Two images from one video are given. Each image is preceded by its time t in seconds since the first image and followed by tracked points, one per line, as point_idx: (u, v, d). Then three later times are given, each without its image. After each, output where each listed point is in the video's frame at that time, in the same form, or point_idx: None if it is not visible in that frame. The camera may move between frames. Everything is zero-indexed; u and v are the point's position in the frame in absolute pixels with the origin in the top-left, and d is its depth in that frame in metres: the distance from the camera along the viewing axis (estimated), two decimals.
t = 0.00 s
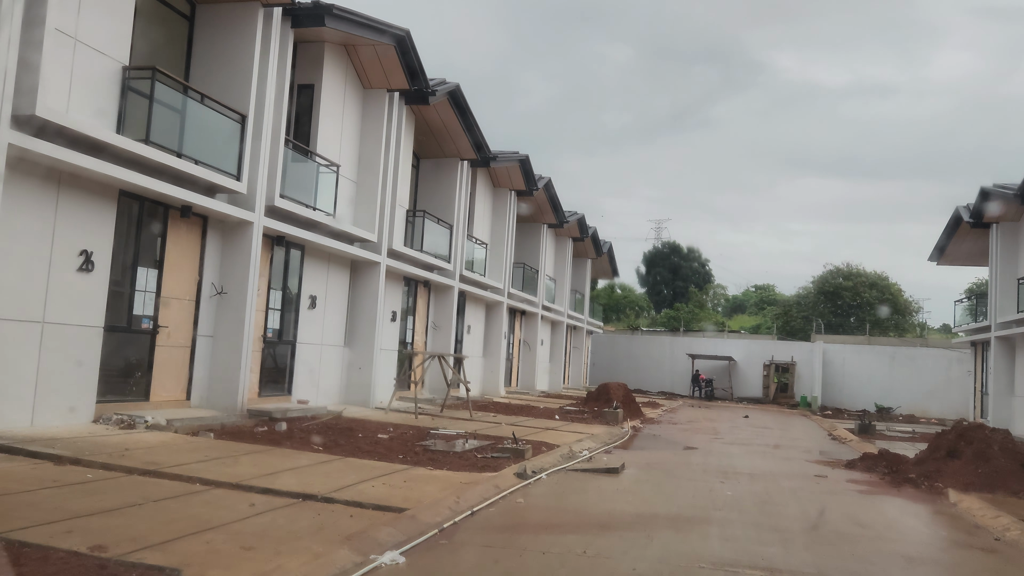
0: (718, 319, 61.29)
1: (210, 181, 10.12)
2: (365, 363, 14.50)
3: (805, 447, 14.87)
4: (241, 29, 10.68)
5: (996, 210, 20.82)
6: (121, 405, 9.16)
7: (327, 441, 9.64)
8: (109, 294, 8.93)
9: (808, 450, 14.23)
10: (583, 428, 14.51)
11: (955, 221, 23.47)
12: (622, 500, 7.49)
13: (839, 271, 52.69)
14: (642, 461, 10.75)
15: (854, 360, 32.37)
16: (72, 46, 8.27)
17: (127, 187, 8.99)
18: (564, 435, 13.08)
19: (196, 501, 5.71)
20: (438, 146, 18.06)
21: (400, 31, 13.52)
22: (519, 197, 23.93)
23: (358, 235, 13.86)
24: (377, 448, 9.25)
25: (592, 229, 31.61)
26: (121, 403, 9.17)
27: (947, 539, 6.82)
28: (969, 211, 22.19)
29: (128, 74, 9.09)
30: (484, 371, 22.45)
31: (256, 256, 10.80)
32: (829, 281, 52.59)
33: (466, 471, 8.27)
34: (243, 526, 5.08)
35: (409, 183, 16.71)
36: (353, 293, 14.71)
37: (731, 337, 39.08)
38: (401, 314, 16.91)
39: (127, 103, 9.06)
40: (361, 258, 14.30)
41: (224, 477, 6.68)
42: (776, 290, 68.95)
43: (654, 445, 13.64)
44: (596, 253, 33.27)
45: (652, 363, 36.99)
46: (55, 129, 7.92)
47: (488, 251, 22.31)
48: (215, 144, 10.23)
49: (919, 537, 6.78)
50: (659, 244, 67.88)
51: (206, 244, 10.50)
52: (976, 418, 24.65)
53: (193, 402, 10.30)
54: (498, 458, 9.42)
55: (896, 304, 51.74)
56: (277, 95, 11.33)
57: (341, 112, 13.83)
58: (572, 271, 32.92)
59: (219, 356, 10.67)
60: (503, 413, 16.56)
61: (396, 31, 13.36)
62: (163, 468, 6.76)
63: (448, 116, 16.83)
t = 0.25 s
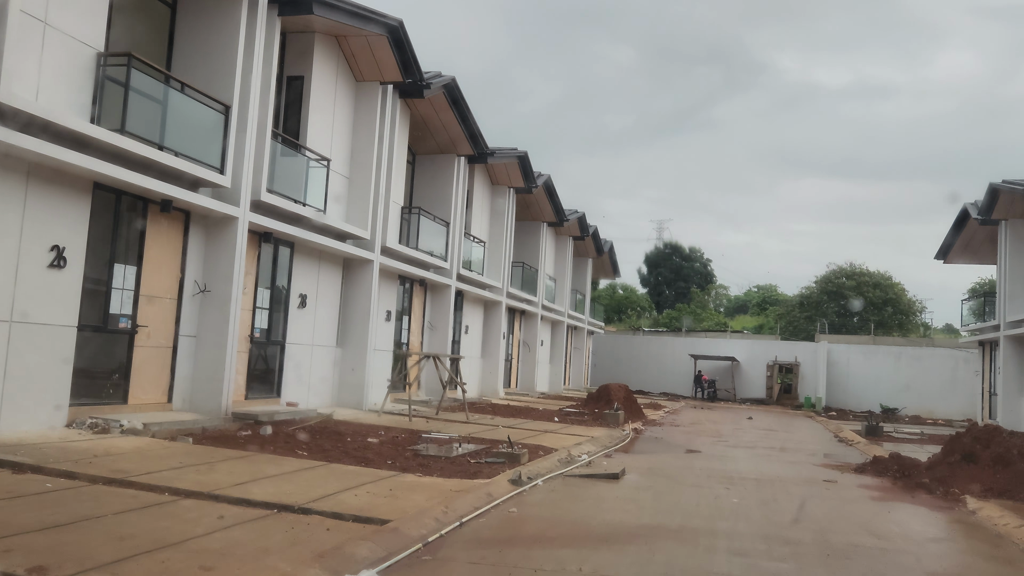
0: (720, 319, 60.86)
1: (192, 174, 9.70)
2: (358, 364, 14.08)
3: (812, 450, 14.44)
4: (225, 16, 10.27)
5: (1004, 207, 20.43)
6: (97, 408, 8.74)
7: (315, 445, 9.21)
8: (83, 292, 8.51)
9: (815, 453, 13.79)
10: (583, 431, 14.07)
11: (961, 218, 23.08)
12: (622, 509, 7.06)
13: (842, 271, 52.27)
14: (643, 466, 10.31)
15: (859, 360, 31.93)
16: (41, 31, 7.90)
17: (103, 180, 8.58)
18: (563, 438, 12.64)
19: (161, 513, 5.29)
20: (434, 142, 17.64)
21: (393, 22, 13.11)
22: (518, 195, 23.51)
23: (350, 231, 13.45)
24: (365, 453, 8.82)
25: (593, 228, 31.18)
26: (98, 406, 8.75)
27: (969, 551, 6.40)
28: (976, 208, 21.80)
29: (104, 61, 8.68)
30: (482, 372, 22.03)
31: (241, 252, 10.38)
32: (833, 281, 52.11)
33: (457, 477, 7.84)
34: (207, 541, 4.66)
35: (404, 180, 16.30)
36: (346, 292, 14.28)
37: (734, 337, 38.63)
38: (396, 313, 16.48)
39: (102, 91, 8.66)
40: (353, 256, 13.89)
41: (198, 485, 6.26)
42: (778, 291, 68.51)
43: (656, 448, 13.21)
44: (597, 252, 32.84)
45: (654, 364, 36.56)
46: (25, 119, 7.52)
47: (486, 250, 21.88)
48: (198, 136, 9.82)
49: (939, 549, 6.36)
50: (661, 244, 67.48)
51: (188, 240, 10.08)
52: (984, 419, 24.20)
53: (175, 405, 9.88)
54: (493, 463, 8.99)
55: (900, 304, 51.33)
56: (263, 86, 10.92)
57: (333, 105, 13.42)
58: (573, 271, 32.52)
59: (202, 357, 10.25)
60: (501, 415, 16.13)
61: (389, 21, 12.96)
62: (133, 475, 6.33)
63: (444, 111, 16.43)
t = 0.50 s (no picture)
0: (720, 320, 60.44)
1: (170, 167, 9.27)
2: (349, 365, 13.64)
3: (817, 453, 14.00)
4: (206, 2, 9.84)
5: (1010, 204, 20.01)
6: (68, 412, 8.30)
7: (298, 450, 8.76)
8: (52, 291, 8.08)
9: (820, 457, 13.34)
10: (581, 435, 13.62)
11: (967, 217, 22.66)
12: (620, 520, 6.62)
13: (842, 270, 51.87)
14: (643, 471, 9.87)
15: (862, 361, 31.49)
16: (4, 13, 7.47)
17: (72, 172, 8.15)
18: (560, 442, 12.20)
19: (119, 529, 4.85)
20: (428, 138, 17.21)
21: (383, 12, 12.69)
22: (515, 193, 23.07)
23: (340, 228, 13.01)
24: (350, 459, 8.37)
25: (592, 227, 30.74)
26: (69, 410, 8.32)
27: (993, 565, 5.96)
28: (982, 206, 21.38)
29: (74, 47, 8.25)
30: (478, 373, 21.60)
31: (223, 249, 9.94)
32: (834, 281, 51.67)
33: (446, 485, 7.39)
34: (162, 562, 4.22)
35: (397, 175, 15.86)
36: (336, 292, 13.84)
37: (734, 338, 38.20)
38: (389, 313, 16.05)
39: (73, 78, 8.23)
40: (343, 253, 13.45)
41: (164, 496, 5.82)
42: (779, 291, 68.10)
43: (657, 453, 12.76)
44: (596, 252, 32.42)
45: (654, 365, 36.13)
46: None
47: (482, 249, 21.45)
48: (176, 127, 9.38)
49: (961, 563, 5.93)
50: (661, 245, 67.06)
51: (167, 235, 9.65)
52: (990, 420, 23.77)
53: (153, 409, 9.44)
54: (485, 469, 8.55)
55: (901, 304, 50.92)
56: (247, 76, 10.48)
57: (322, 98, 12.99)
58: (572, 270, 32.10)
59: (182, 358, 9.81)
60: (497, 418, 15.69)
61: (379, 11, 12.54)
62: (95, 486, 5.89)
63: (438, 105, 15.99)
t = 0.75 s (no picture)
0: (718, 321, 60.06)
1: (144, 159, 8.83)
2: (337, 367, 13.21)
3: (821, 457, 13.58)
4: None
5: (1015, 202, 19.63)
6: (35, 416, 7.87)
7: (278, 455, 8.33)
8: (17, 288, 7.64)
9: (824, 461, 12.92)
10: (577, 438, 13.18)
11: (970, 215, 22.27)
12: (617, 532, 6.19)
13: (841, 271, 51.51)
14: (642, 477, 9.44)
15: (863, 361, 31.09)
16: None
17: (38, 163, 7.71)
18: (555, 445, 11.75)
19: (66, 546, 4.41)
20: (420, 133, 16.78)
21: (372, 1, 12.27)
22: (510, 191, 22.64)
23: (327, 225, 12.58)
24: (332, 466, 7.93)
25: (589, 226, 30.32)
26: (36, 415, 7.88)
27: None
28: (986, 204, 21.00)
29: (40, 30, 7.82)
30: (473, 375, 21.16)
31: (202, 245, 9.51)
32: (832, 281, 51.31)
33: (432, 494, 6.96)
34: None
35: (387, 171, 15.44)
36: (324, 291, 13.41)
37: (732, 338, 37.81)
38: (379, 313, 15.61)
39: (39, 64, 7.80)
40: (331, 251, 13.02)
41: (124, 508, 5.39)
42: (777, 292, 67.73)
43: (655, 457, 12.33)
44: (594, 251, 32.00)
45: (652, 366, 35.71)
46: None
47: (477, 248, 21.02)
48: (152, 117, 8.95)
49: None
50: (658, 246, 66.69)
51: (142, 231, 9.22)
52: (994, 422, 23.37)
53: (127, 413, 9.01)
54: (474, 476, 8.11)
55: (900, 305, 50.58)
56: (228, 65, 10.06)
57: (309, 90, 12.57)
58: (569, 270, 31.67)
59: (158, 360, 9.37)
60: (491, 421, 15.26)
61: None
62: (49, 498, 5.45)
63: (430, 99, 15.57)
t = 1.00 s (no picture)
0: (712, 319, 59.75)
1: (113, 146, 8.37)
2: (321, 365, 12.76)
3: (820, 458, 13.18)
4: None
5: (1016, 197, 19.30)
6: None
7: (253, 459, 7.89)
8: None
9: (824, 462, 12.52)
10: (570, 439, 12.76)
11: (969, 211, 21.95)
12: (610, 543, 5.77)
13: (836, 268, 51.22)
14: (637, 481, 9.02)
15: (859, 359, 30.77)
16: None
17: None
18: (547, 447, 11.33)
19: None
20: (409, 124, 16.34)
21: None
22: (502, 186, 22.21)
23: (311, 218, 12.13)
24: (309, 470, 7.49)
25: (582, 222, 29.90)
26: None
27: None
28: (985, 200, 20.67)
29: None
30: (464, 373, 20.73)
31: (175, 238, 9.05)
32: (827, 279, 51.02)
33: (413, 500, 6.54)
34: None
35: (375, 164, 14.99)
36: (308, 287, 12.97)
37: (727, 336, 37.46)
38: (367, 311, 15.17)
39: None
40: (315, 245, 12.56)
41: (74, 520, 4.94)
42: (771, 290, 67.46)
43: (650, 458, 11.92)
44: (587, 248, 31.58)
45: (646, 364, 35.33)
46: None
47: (468, 244, 20.58)
48: (121, 102, 8.49)
49: None
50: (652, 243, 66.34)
51: (111, 222, 8.76)
52: (993, 421, 23.03)
53: (95, 414, 8.56)
54: (460, 481, 7.68)
55: (894, 303, 50.33)
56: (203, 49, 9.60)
57: (291, 78, 12.12)
58: (562, 267, 31.26)
59: (129, 358, 8.92)
60: (482, 421, 14.83)
61: None
62: None
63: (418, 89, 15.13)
